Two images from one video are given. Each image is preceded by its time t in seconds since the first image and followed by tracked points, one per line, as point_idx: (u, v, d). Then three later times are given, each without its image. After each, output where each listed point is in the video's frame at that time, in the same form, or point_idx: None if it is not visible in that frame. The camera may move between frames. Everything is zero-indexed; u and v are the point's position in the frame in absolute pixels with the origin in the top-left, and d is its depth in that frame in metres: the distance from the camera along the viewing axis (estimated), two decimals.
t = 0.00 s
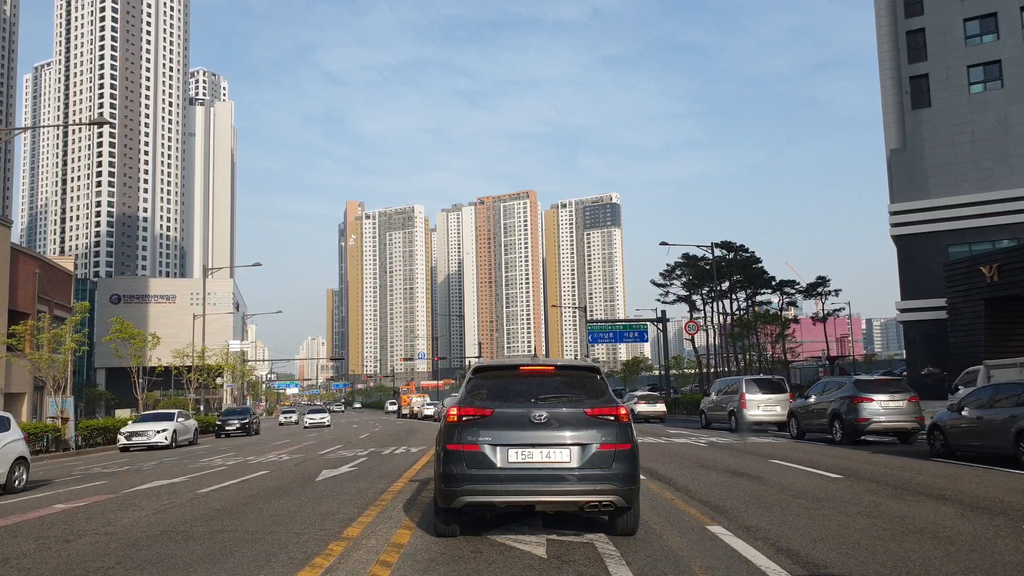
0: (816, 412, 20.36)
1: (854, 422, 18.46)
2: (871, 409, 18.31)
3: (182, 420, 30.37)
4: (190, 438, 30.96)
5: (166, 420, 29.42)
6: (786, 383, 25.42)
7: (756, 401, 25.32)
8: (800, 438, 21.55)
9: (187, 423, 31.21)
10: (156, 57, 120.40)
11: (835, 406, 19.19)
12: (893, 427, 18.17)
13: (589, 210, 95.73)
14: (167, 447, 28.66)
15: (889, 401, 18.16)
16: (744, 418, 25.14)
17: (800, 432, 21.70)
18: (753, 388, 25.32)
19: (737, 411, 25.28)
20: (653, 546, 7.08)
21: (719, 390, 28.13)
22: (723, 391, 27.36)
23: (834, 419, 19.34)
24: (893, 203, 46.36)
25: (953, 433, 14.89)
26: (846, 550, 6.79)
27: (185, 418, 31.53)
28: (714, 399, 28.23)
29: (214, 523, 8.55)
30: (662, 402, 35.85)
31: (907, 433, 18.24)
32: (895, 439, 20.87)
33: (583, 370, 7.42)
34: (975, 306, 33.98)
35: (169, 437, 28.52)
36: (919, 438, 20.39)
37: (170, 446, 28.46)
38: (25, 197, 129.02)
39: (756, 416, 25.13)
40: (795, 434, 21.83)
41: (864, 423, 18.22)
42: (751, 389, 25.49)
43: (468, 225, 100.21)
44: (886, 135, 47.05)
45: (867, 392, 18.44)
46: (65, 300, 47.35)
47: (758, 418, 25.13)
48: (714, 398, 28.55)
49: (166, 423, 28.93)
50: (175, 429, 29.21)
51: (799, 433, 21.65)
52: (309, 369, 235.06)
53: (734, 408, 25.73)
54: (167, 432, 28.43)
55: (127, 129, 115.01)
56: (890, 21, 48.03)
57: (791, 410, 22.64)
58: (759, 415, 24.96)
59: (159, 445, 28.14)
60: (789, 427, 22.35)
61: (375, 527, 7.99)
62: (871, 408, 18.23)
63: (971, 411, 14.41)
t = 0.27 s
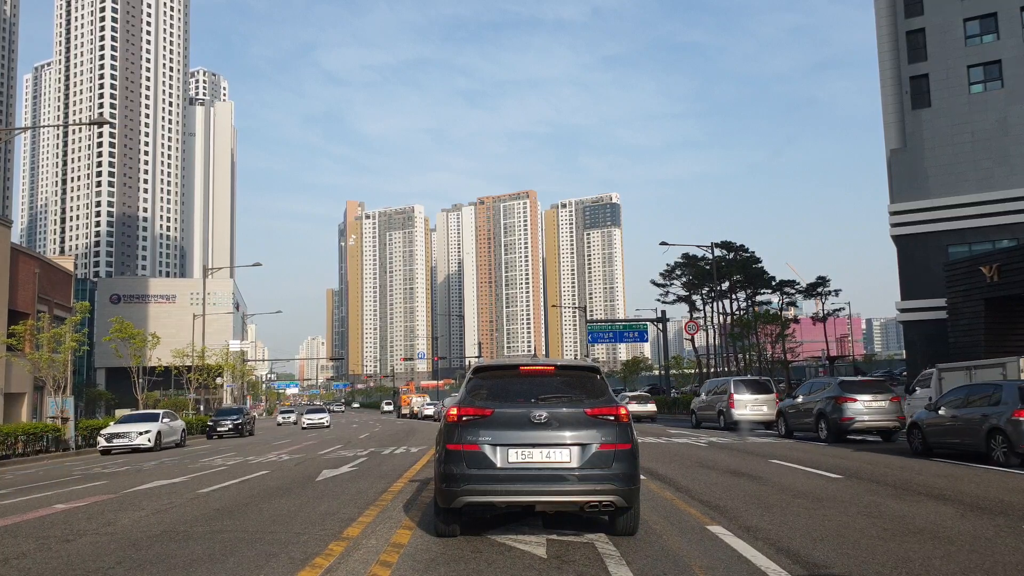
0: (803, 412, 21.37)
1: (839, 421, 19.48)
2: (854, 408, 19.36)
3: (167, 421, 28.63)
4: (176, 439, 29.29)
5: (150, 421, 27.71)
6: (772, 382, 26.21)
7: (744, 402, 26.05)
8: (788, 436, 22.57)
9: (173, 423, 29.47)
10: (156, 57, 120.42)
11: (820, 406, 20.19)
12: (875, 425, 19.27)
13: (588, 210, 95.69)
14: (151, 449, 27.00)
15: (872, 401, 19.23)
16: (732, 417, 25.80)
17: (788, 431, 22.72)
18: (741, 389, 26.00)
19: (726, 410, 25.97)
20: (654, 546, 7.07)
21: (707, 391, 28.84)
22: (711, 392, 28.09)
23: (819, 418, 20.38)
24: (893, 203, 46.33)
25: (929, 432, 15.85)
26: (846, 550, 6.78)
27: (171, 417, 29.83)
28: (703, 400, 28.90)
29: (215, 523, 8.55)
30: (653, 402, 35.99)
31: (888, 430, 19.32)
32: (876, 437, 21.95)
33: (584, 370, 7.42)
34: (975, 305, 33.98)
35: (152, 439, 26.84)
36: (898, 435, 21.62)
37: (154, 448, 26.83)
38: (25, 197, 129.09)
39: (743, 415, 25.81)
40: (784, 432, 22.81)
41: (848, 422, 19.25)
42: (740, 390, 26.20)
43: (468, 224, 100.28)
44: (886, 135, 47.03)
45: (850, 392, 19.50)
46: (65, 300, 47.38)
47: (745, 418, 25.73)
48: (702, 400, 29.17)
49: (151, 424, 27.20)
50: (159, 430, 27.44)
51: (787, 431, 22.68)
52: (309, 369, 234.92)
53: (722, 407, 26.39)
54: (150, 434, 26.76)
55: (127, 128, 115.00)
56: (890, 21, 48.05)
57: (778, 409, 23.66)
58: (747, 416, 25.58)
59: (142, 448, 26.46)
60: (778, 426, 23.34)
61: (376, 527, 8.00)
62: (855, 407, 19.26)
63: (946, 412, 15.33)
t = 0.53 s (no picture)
0: (790, 410, 22.11)
1: (823, 420, 20.22)
2: (838, 408, 20.09)
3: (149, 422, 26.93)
4: (160, 441, 27.61)
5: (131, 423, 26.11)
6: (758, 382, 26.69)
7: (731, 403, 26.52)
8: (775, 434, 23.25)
9: (157, 424, 27.78)
10: (156, 57, 120.46)
11: (806, 405, 20.91)
12: (858, 425, 20.00)
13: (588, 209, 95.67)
14: (132, 452, 25.41)
15: (855, 401, 19.95)
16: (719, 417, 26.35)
17: (774, 429, 23.43)
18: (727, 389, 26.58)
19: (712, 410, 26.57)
20: (654, 546, 7.07)
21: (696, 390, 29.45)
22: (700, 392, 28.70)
23: (804, 417, 21.11)
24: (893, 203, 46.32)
25: (907, 429, 16.78)
26: (846, 550, 6.78)
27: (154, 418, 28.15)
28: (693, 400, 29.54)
29: (215, 523, 8.55)
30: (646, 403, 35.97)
31: (870, 430, 20.06)
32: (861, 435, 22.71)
33: (583, 370, 7.42)
34: (975, 305, 33.99)
35: (132, 442, 25.20)
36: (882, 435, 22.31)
37: (135, 451, 25.22)
38: (25, 197, 129.14)
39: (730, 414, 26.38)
40: (771, 430, 23.53)
41: (832, 421, 19.99)
42: (727, 390, 26.75)
43: (468, 224, 100.34)
44: (886, 135, 47.04)
45: (835, 393, 20.22)
46: (65, 300, 47.38)
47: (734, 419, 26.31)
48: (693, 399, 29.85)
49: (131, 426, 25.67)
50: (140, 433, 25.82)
51: (774, 430, 23.39)
52: (309, 368, 234.78)
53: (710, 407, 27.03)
54: (131, 436, 25.11)
55: (127, 128, 115.00)
56: (890, 21, 48.07)
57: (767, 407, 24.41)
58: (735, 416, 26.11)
59: (122, 451, 24.86)
60: (766, 424, 24.05)
61: (376, 527, 7.99)
62: (839, 407, 20.00)
63: (924, 410, 16.25)
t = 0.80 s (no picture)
0: (777, 410, 23.03)
1: (808, 419, 21.09)
2: (821, 408, 20.97)
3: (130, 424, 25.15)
4: (142, 443, 25.79)
5: (110, 425, 24.37)
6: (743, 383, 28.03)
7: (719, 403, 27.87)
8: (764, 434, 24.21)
9: (138, 426, 25.91)
10: (156, 57, 120.47)
11: (792, 405, 21.81)
12: (841, 424, 20.79)
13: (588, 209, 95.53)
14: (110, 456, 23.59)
15: (838, 401, 20.78)
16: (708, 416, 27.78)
17: (763, 429, 24.39)
18: (716, 389, 27.92)
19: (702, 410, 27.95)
20: (653, 546, 7.07)
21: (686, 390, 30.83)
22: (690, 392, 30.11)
23: (790, 417, 22.01)
24: (893, 203, 46.31)
25: (888, 427, 17.69)
26: (847, 550, 6.77)
27: (136, 419, 26.34)
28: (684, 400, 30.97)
29: (215, 523, 8.55)
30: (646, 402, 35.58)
31: (853, 429, 20.87)
32: (846, 434, 23.61)
33: (584, 370, 7.42)
34: (975, 305, 33.99)
35: (111, 445, 23.46)
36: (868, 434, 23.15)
37: (113, 454, 23.47)
38: (25, 197, 129.19)
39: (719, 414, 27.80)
40: (760, 430, 24.46)
41: (816, 420, 20.86)
42: (715, 390, 28.08)
43: (468, 224, 100.36)
44: (886, 135, 47.04)
45: (818, 393, 21.07)
46: (65, 300, 47.39)
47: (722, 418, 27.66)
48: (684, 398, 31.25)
49: (111, 428, 23.79)
50: (119, 435, 24.07)
51: (763, 430, 24.36)
52: (309, 369, 234.70)
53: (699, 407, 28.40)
54: (109, 439, 23.31)
55: (127, 128, 115.01)
56: (890, 22, 48.08)
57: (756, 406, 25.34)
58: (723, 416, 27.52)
59: (99, 456, 23.04)
60: (756, 424, 25.00)
61: (376, 527, 8.00)
62: (822, 407, 20.87)
63: (904, 409, 17.15)
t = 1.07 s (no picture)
0: (763, 410, 24.26)
1: (793, 418, 22.30)
2: (805, 408, 22.18)
3: (108, 426, 23.54)
4: (122, 446, 24.21)
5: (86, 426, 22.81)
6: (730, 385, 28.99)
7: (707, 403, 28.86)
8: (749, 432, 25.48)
9: (118, 428, 24.30)
10: (156, 57, 120.45)
11: (777, 405, 23.02)
12: (824, 423, 22.05)
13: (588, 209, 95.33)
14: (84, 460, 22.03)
15: (821, 401, 22.01)
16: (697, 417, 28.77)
17: (749, 427, 25.68)
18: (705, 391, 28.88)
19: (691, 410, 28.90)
20: (653, 547, 7.06)
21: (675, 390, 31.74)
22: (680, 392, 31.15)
23: (776, 415, 23.18)
24: (893, 203, 46.30)
25: (870, 426, 18.42)
26: (847, 551, 6.77)
27: (117, 420, 24.70)
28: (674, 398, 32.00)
29: (215, 523, 8.54)
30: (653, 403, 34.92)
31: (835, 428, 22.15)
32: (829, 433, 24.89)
33: (583, 370, 7.41)
34: (975, 306, 33.99)
35: (85, 449, 21.87)
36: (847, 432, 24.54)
37: (87, 459, 21.91)
38: (25, 197, 129.21)
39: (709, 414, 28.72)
40: (746, 429, 25.66)
41: (800, 419, 22.08)
42: (704, 391, 29.00)
43: (468, 225, 100.38)
44: (886, 135, 47.04)
45: (803, 394, 22.28)
46: (65, 300, 47.44)
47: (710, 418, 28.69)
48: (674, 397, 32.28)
49: (87, 431, 22.22)
50: (95, 438, 22.49)
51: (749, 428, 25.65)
52: (309, 368, 234.62)
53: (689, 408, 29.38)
54: (83, 442, 21.74)
55: (128, 128, 115.00)
56: (890, 22, 48.07)
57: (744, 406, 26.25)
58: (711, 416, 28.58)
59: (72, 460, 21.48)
60: (742, 423, 26.26)
61: (376, 528, 7.98)
62: (806, 407, 22.07)
63: (885, 409, 17.90)
